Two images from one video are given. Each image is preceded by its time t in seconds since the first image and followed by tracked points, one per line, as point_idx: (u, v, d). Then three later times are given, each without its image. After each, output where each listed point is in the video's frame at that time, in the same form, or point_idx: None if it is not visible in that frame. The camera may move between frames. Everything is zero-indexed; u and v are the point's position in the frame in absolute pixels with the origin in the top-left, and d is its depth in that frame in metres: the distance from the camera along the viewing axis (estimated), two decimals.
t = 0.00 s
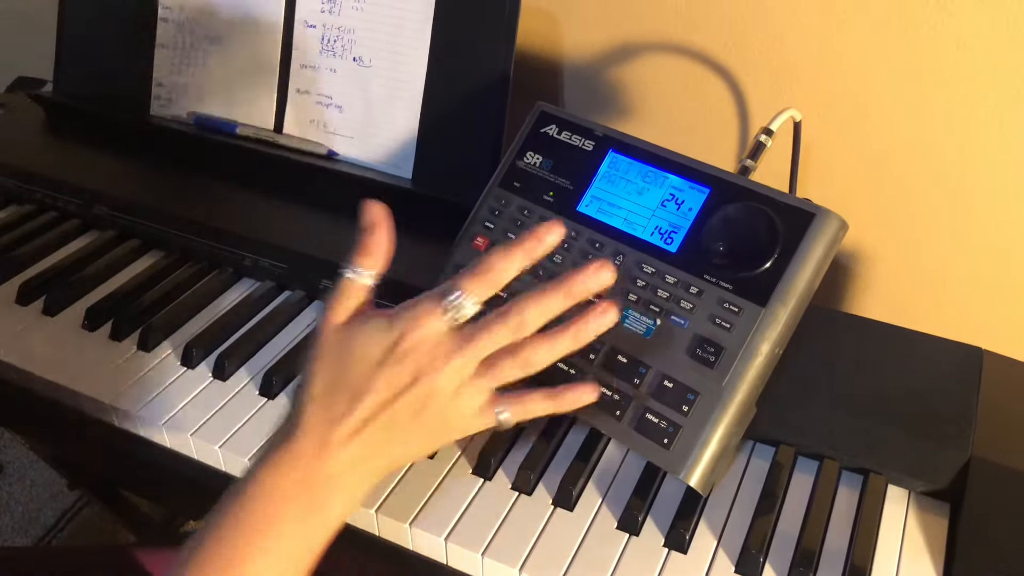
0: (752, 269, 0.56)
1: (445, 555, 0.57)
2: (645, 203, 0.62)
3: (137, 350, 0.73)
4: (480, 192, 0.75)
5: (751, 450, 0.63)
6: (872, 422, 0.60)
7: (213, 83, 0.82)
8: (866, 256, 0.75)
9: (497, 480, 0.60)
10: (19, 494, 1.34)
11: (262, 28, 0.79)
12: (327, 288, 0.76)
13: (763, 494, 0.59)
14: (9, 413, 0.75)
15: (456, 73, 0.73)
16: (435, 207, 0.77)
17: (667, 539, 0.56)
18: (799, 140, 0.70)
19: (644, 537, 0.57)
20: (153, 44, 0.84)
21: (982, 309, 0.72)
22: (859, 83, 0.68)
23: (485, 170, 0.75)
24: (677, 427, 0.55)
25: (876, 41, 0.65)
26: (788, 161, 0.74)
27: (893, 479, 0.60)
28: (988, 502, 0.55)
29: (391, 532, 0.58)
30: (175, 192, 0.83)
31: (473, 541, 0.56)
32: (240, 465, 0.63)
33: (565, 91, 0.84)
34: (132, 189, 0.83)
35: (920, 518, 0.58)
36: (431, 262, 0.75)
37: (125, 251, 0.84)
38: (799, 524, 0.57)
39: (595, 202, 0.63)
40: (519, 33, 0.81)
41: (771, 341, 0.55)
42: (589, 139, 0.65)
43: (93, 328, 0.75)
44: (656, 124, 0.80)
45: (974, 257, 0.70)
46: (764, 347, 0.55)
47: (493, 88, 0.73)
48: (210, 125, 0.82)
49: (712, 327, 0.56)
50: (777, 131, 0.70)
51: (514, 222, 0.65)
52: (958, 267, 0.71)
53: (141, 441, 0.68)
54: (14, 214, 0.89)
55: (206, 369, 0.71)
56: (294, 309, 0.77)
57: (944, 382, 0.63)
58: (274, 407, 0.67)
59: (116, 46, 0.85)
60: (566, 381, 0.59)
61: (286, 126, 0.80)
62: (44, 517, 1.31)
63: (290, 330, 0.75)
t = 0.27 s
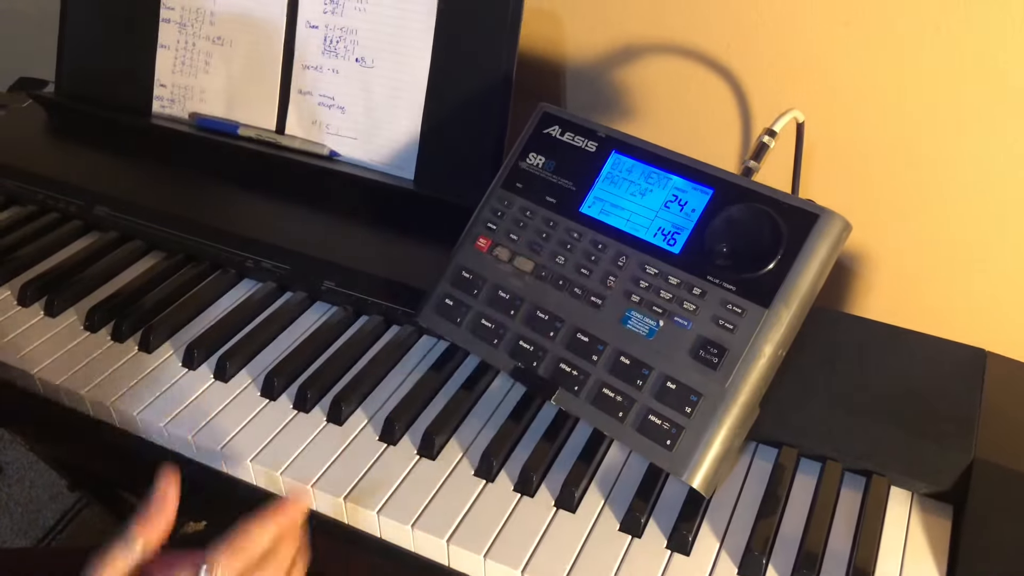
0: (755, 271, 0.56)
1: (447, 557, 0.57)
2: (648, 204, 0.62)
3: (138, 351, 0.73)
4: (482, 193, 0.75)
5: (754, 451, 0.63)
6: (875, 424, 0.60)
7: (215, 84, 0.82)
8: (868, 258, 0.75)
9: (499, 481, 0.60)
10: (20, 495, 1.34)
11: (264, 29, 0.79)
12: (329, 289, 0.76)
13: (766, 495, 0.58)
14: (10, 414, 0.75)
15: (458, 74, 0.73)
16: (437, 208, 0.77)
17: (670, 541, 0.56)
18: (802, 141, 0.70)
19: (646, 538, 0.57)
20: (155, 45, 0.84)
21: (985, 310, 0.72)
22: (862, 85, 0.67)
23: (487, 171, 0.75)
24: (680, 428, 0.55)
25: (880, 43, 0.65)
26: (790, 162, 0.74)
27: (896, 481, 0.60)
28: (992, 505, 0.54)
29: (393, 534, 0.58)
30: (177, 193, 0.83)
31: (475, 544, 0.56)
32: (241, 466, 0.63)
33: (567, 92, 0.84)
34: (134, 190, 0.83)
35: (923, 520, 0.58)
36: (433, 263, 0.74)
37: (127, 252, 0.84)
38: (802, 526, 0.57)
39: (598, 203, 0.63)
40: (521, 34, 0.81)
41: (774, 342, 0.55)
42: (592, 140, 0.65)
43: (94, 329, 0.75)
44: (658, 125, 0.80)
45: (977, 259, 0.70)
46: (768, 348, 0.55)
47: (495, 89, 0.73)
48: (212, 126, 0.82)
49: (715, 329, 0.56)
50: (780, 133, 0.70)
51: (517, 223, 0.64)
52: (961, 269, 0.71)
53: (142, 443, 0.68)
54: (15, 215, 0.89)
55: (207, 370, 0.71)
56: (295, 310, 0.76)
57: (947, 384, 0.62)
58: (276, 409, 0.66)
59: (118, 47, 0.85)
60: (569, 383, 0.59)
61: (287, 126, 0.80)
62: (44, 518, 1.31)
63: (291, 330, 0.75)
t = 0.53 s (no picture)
0: (756, 272, 0.56)
1: (447, 559, 0.57)
2: (648, 205, 0.61)
3: (137, 352, 0.72)
4: (482, 194, 0.75)
5: (755, 453, 0.62)
6: (876, 426, 0.60)
7: (215, 84, 0.81)
8: (870, 259, 0.75)
9: (499, 483, 0.60)
10: (18, 496, 1.34)
11: (264, 28, 0.78)
12: (328, 289, 0.75)
13: (767, 497, 0.58)
14: (9, 415, 0.75)
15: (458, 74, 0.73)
16: (437, 208, 0.77)
17: (671, 543, 0.56)
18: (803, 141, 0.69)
19: (647, 540, 0.56)
20: (154, 45, 0.84)
21: (987, 311, 0.72)
22: (863, 85, 0.67)
23: (487, 172, 0.75)
24: (680, 430, 0.55)
25: (881, 43, 0.65)
26: (791, 162, 0.74)
27: (897, 483, 0.59)
28: (994, 507, 0.54)
29: (392, 535, 0.58)
30: (176, 193, 0.82)
31: (475, 546, 0.56)
32: (240, 467, 0.62)
33: (567, 93, 0.83)
34: (133, 190, 0.83)
35: (925, 522, 0.58)
36: (433, 263, 0.74)
37: (125, 252, 0.83)
38: (804, 528, 0.57)
39: (599, 203, 0.63)
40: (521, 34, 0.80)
41: (776, 344, 0.55)
42: (593, 141, 0.64)
43: (92, 330, 0.75)
44: (658, 126, 0.79)
45: (979, 260, 0.69)
46: (769, 350, 0.55)
47: (495, 89, 0.72)
48: (211, 126, 0.82)
49: (716, 330, 0.56)
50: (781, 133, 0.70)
51: (517, 224, 0.64)
52: (962, 270, 0.71)
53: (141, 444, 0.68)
54: (14, 215, 0.88)
55: (206, 371, 0.70)
56: (294, 311, 0.76)
57: (949, 386, 0.62)
58: (274, 410, 0.66)
59: (117, 47, 0.85)
60: (569, 384, 0.59)
61: (287, 127, 0.80)
62: (43, 519, 1.30)
63: (291, 331, 0.74)
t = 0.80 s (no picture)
0: (756, 272, 0.56)
1: (447, 559, 0.57)
2: (648, 204, 0.61)
3: (136, 351, 0.72)
4: (482, 193, 0.74)
5: (754, 453, 0.62)
6: (876, 426, 0.60)
7: (214, 83, 0.81)
8: (870, 258, 0.74)
9: (498, 483, 0.60)
10: (18, 494, 1.34)
11: (264, 27, 0.78)
12: (327, 289, 0.75)
13: (767, 497, 0.58)
14: (8, 413, 0.75)
15: (458, 73, 0.73)
16: (436, 208, 0.76)
17: (670, 543, 0.56)
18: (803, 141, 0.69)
19: (647, 540, 0.56)
20: (153, 44, 0.83)
21: (988, 311, 0.72)
22: (864, 84, 0.67)
23: (487, 171, 0.75)
24: (680, 430, 0.55)
25: (882, 42, 0.65)
26: (792, 162, 0.74)
27: (897, 483, 0.59)
28: (994, 507, 0.54)
29: (391, 535, 0.58)
30: (175, 192, 0.82)
31: (474, 546, 0.56)
32: (239, 467, 0.62)
33: (567, 92, 0.83)
34: (132, 189, 0.83)
35: (925, 523, 0.58)
36: (433, 262, 0.74)
37: (125, 251, 0.83)
38: (803, 528, 0.57)
39: (598, 203, 0.63)
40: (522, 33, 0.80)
41: (776, 344, 0.55)
42: (592, 140, 0.64)
43: (92, 329, 0.75)
44: (658, 125, 0.79)
45: (979, 259, 0.69)
46: (769, 350, 0.54)
47: (495, 88, 0.72)
48: (210, 125, 0.82)
49: (716, 330, 0.56)
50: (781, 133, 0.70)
51: (516, 224, 0.64)
52: (962, 269, 0.71)
53: (140, 443, 0.68)
54: (13, 214, 0.88)
55: (205, 370, 0.70)
56: (293, 310, 0.76)
57: (949, 386, 0.62)
58: (274, 409, 0.66)
59: (115, 46, 0.85)
60: (569, 384, 0.58)
61: (286, 125, 0.80)
62: (43, 517, 1.31)
63: (290, 330, 0.74)
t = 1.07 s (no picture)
0: (755, 271, 0.55)
1: (444, 560, 0.57)
2: (647, 204, 0.61)
3: (134, 350, 0.72)
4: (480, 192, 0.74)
5: (753, 453, 0.62)
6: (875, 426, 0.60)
7: (213, 81, 0.81)
8: (870, 258, 0.74)
9: (496, 483, 0.60)
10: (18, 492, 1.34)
11: (262, 25, 0.78)
12: (325, 288, 0.75)
13: (765, 497, 0.58)
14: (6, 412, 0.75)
15: (457, 71, 0.72)
16: (435, 207, 0.76)
17: (668, 543, 0.56)
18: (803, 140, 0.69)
19: (645, 540, 0.56)
20: (152, 42, 0.83)
21: (988, 311, 0.71)
22: (863, 83, 0.67)
23: (486, 170, 0.75)
24: (678, 430, 0.54)
25: (882, 41, 0.64)
26: (791, 161, 0.73)
27: (896, 484, 0.59)
28: (994, 508, 0.54)
29: (388, 535, 0.58)
30: (174, 191, 0.82)
31: (471, 546, 0.56)
32: (236, 466, 0.62)
33: (566, 90, 0.83)
34: (131, 188, 0.83)
35: (924, 523, 0.57)
36: (431, 261, 0.74)
37: (123, 250, 0.83)
38: (802, 528, 0.57)
39: (597, 202, 0.62)
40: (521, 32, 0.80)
41: (774, 344, 0.54)
42: (591, 139, 0.64)
43: (89, 328, 0.75)
44: (658, 124, 0.79)
45: (979, 259, 0.69)
46: (768, 350, 0.54)
47: (494, 87, 0.72)
48: (209, 124, 0.82)
49: (714, 330, 0.56)
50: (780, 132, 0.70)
51: (515, 223, 0.64)
52: (962, 269, 0.70)
53: (138, 442, 0.68)
54: (12, 213, 0.88)
55: (203, 369, 0.70)
56: (291, 309, 0.76)
57: (949, 386, 0.62)
58: (271, 408, 0.66)
59: (114, 44, 0.85)
60: (567, 384, 0.58)
61: (284, 124, 0.79)
62: (43, 516, 1.31)
63: (288, 329, 0.74)
